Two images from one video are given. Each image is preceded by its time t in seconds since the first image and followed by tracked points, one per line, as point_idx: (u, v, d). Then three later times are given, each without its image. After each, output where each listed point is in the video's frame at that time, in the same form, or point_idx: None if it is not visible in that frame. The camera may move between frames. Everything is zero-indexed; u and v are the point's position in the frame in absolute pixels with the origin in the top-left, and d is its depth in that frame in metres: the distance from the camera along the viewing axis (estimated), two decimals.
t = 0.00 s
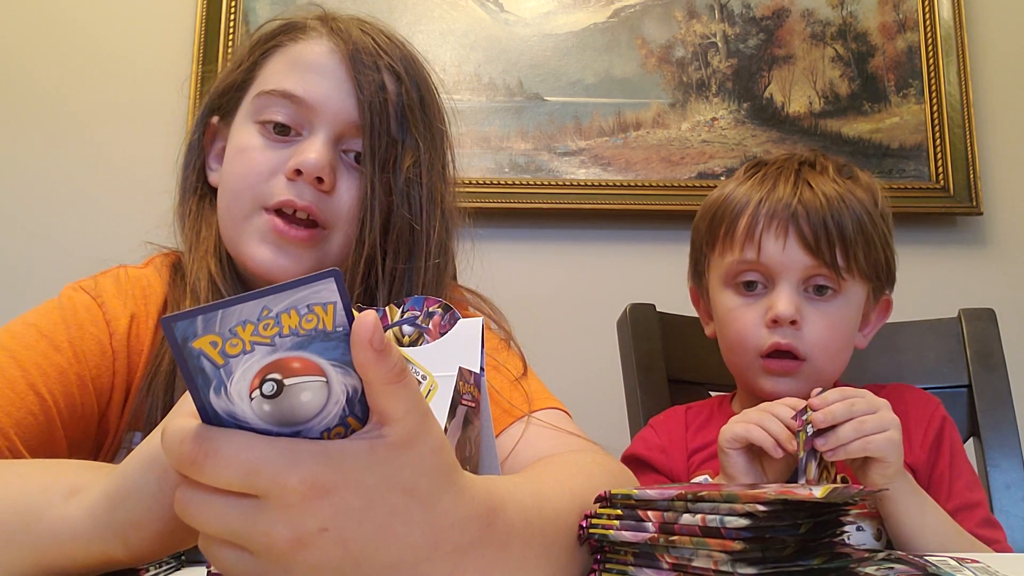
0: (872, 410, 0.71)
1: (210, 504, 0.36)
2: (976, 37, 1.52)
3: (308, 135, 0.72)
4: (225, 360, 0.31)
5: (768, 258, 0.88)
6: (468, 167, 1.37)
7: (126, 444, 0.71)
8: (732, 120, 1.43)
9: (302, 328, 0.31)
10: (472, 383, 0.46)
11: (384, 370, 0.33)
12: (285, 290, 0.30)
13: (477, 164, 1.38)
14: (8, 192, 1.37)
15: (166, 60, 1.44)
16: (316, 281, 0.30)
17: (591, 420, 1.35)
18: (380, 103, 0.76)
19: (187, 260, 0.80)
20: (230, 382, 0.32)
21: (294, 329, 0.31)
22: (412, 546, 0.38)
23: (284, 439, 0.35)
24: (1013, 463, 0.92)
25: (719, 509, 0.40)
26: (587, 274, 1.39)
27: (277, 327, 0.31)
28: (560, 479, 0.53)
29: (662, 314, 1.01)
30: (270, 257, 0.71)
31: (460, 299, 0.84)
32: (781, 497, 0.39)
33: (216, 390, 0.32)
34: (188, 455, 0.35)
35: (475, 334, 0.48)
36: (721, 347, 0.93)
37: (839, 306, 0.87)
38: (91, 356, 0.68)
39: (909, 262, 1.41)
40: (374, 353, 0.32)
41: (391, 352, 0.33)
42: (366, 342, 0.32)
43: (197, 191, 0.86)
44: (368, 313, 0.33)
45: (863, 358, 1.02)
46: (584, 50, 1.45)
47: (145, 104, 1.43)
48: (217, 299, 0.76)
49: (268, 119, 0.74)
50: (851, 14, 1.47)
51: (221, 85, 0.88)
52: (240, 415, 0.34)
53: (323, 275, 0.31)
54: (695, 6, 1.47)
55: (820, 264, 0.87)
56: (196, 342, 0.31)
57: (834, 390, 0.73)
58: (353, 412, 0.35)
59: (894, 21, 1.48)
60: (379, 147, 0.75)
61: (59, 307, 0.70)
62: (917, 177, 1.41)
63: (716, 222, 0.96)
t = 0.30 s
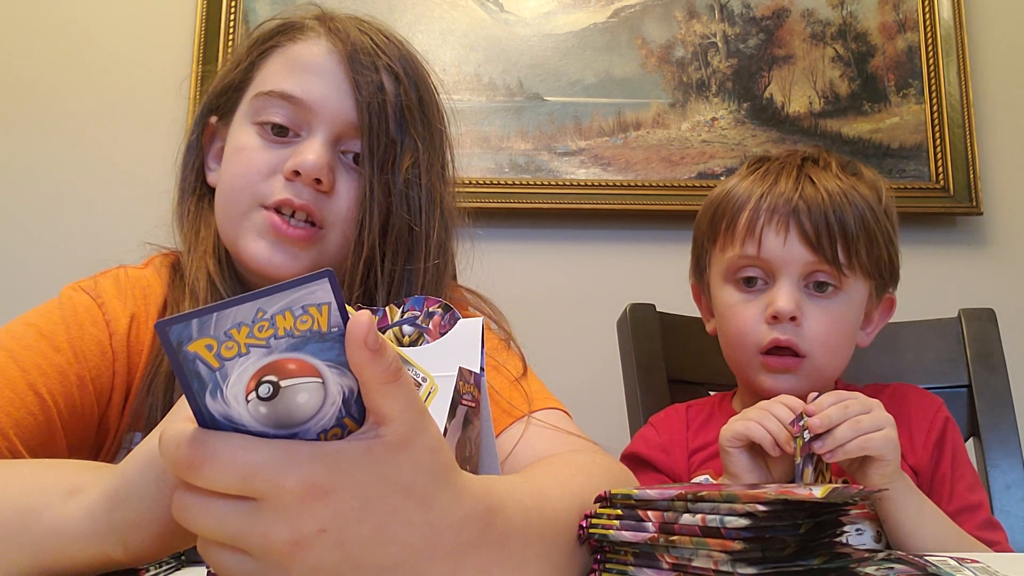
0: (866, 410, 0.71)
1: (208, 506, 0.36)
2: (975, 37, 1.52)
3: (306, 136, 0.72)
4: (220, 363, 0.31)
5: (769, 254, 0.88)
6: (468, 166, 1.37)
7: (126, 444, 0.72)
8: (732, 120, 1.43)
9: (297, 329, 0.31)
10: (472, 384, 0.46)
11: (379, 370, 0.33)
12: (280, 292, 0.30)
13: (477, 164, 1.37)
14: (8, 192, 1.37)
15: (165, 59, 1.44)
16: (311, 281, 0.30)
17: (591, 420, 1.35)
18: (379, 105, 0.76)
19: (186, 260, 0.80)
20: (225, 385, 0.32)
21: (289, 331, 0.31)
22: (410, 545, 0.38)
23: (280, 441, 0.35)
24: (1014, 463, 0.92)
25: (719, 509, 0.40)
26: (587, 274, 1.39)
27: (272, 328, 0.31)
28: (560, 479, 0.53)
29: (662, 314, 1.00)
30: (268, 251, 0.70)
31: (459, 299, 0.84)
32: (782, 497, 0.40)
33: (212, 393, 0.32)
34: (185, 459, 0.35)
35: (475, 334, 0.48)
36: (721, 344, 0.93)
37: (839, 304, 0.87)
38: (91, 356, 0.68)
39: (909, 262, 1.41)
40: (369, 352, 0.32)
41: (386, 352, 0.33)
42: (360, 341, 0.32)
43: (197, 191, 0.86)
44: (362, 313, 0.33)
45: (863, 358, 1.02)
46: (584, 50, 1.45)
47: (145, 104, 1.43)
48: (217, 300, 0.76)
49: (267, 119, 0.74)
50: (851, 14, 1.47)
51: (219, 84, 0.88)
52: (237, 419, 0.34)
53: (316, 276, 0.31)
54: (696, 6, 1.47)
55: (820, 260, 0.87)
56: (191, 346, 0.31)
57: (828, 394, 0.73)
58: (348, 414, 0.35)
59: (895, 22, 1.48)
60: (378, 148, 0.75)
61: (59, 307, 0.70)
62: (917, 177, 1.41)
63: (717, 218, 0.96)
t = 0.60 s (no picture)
0: (868, 412, 0.71)
1: (209, 508, 0.36)
2: (975, 37, 1.52)
3: (305, 134, 0.72)
4: (220, 366, 0.31)
5: (768, 256, 0.88)
6: (468, 167, 1.37)
7: (126, 445, 0.72)
8: (732, 120, 1.43)
9: (295, 331, 0.31)
10: (472, 384, 0.46)
11: (378, 369, 0.33)
12: (277, 294, 0.30)
13: (477, 164, 1.37)
14: (7, 193, 1.37)
15: (165, 59, 1.44)
16: (309, 283, 0.30)
17: (591, 420, 1.34)
18: (377, 102, 0.75)
19: (186, 261, 0.80)
20: (225, 388, 0.32)
21: (288, 332, 0.31)
22: (410, 544, 0.38)
23: (281, 441, 0.35)
24: (1013, 463, 0.92)
25: (719, 509, 0.40)
26: (587, 273, 1.39)
27: (270, 330, 0.31)
28: (560, 480, 0.53)
29: (662, 314, 1.00)
30: (272, 247, 0.70)
31: (458, 299, 0.84)
32: (782, 497, 0.39)
33: (212, 396, 0.32)
34: (184, 464, 0.35)
35: (474, 334, 0.48)
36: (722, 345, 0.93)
37: (840, 303, 0.87)
38: (91, 357, 0.68)
39: (909, 262, 1.41)
40: (368, 354, 0.32)
41: (385, 352, 0.33)
42: (359, 342, 0.32)
43: (195, 191, 0.86)
44: (361, 314, 0.32)
45: (863, 358, 1.02)
46: (584, 50, 1.44)
47: (145, 104, 1.43)
48: (217, 301, 0.76)
49: (265, 117, 0.74)
50: (851, 14, 1.47)
51: (217, 83, 0.88)
52: (237, 421, 0.34)
53: (315, 277, 0.30)
54: (696, 6, 1.47)
55: (820, 262, 0.87)
56: (191, 349, 0.31)
57: (831, 395, 0.73)
58: (348, 414, 0.35)
59: (895, 22, 1.48)
60: (377, 146, 0.75)
61: (58, 307, 0.70)
62: (917, 177, 1.41)
63: (716, 220, 0.96)
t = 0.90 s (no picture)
0: (870, 413, 0.71)
1: (207, 511, 0.36)
2: (975, 37, 1.52)
3: (306, 129, 0.72)
4: (218, 370, 0.31)
5: (769, 259, 0.88)
6: (468, 167, 1.37)
7: (128, 446, 0.72)
8: (732, 120, 1.43)
9: (294, 333, 0.31)
10: (472, 383, 0.46)
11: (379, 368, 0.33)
12: (276, 297, 0.30)
13: (477, 164, 1.38)
14: (7, 193, 1.38)
15: (164, 58, 1.44)
16: (307, 286, 0.30)
17: (591, 420, 1.35)
18: (378, 97, 0.75)
19: (186, 262, 0.80)
20: (223, 392, 0.32)
21: (286, 335, 0.31)
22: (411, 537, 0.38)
23: (279, 443, 0.35)
24: (1013, 463, 0.92)
25: (719, 508, 0.40)
26: (587, 273, 1.39)
27: (268, 333, 0.31)
28: (560, 479, 0.53)
29: (662, 314, 1.00)
30: (272, 248, 0.71)
31: (458, 298, 0.84)
32: (782, 497, 0.40)
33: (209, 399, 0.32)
34: (182, 468, 0.35)
35: (474, 335, 0.48)
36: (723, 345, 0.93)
37: (840, 304, 0.87)
38: (92, 358, 0.68)
39: (909, 263, 1.41)
40: (367, 355, 0.32)
41: (384, 353, 0.33)
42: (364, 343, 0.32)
43: (195, 190, 0.86)
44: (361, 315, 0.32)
45: (863, 359, 1.02)
46: (584, 50, 1.44)
47: (145, 104, 1.43)
48: (218, 302, 0.76)
49: (267, 114, 0.74)
50: (851, 14, 1.47)
51: (217, 83, 0.88)
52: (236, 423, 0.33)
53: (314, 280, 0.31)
54: (695, 6, 1.47)
55: (821, 264, 0.86)
56: (188, 355, 0.31)
57: (832, 395, 0.72)
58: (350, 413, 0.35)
59: (894, 22, 1.48)
60: (378, 141, 0.75)
61: (59, 308, 0.70)
62: (917, 177, 1.41)
63: (717, 222, 0.96)
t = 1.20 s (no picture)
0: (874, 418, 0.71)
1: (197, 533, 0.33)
2: (975, 37, 1.52)
3: (307, 135, 0.71)
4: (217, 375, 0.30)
5: (768, 261, 0.88)
6: (468, 167, 1.37)
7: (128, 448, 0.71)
8: (732, 120, 1.43)
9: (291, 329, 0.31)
10: (471, 384, 0.46)
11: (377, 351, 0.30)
12: (271, 291, 0.31)
13: (477, 164, 1.38)
14: (7, 193, 1.38)
15: (164, 58, 1.44)
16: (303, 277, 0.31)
17: (591, 420, 1.35)
18: (379, 102, 0.75)
19: (187, 264, 0.81)
20: (220, 400, 0.30)
21: (284, 329, 0.31)
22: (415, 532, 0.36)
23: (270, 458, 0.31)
24: (1013, 463, 0.92)
25: (719, 508, 0.40)
26: (587, 274, 1.39)
27: (267, 329, 0.31)
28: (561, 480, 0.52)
29: (662, 314, 1.00)
30: (273, 251, 0.70)
31: (460, 300, 0.84)
32: (782, 497, 0.40)
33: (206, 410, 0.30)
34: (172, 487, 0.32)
35: (473, 336, 0.49)
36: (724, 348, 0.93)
37: (840, 306, 0.87)
38: (93, 358, 0.68)
39: (910, 263, 1.41)
40: (376, 340, 0.30)
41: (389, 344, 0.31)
42: (369, 328, 0.30)
43: (195, 190, 0.86)
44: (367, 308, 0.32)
45: (864, 359, 1.02)
46: (584, 50, 1.44)
47: (144, 104, 1.43)
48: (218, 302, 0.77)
49: (267, 120, 0.73)
50: (851, 14, 1.47)
51: (218, 83, 0.88)
52: (226, 442, 0.30)
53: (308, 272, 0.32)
54: (695, 6, 1.47)
55: (821, 266, 0.86)
56: (188, 362, 0.30)
57: (837, 397, 0.72)
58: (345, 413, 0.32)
59: (894, 22, 1.48)
60: (379, 146, 0.75)
61: (60, 309, 0.70)
62: (917, 177, 1.41)
63: (716, 225, 0.96)
